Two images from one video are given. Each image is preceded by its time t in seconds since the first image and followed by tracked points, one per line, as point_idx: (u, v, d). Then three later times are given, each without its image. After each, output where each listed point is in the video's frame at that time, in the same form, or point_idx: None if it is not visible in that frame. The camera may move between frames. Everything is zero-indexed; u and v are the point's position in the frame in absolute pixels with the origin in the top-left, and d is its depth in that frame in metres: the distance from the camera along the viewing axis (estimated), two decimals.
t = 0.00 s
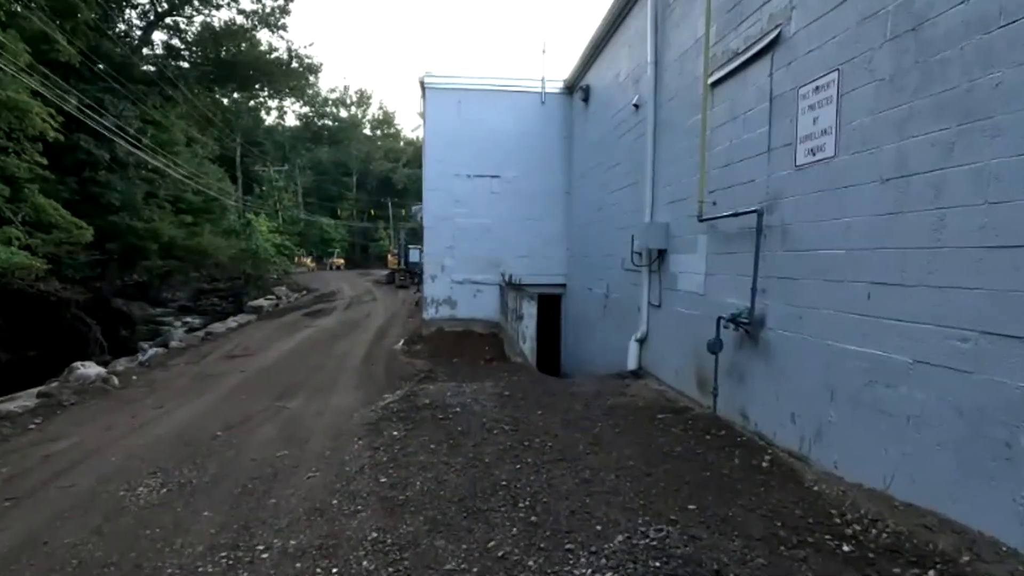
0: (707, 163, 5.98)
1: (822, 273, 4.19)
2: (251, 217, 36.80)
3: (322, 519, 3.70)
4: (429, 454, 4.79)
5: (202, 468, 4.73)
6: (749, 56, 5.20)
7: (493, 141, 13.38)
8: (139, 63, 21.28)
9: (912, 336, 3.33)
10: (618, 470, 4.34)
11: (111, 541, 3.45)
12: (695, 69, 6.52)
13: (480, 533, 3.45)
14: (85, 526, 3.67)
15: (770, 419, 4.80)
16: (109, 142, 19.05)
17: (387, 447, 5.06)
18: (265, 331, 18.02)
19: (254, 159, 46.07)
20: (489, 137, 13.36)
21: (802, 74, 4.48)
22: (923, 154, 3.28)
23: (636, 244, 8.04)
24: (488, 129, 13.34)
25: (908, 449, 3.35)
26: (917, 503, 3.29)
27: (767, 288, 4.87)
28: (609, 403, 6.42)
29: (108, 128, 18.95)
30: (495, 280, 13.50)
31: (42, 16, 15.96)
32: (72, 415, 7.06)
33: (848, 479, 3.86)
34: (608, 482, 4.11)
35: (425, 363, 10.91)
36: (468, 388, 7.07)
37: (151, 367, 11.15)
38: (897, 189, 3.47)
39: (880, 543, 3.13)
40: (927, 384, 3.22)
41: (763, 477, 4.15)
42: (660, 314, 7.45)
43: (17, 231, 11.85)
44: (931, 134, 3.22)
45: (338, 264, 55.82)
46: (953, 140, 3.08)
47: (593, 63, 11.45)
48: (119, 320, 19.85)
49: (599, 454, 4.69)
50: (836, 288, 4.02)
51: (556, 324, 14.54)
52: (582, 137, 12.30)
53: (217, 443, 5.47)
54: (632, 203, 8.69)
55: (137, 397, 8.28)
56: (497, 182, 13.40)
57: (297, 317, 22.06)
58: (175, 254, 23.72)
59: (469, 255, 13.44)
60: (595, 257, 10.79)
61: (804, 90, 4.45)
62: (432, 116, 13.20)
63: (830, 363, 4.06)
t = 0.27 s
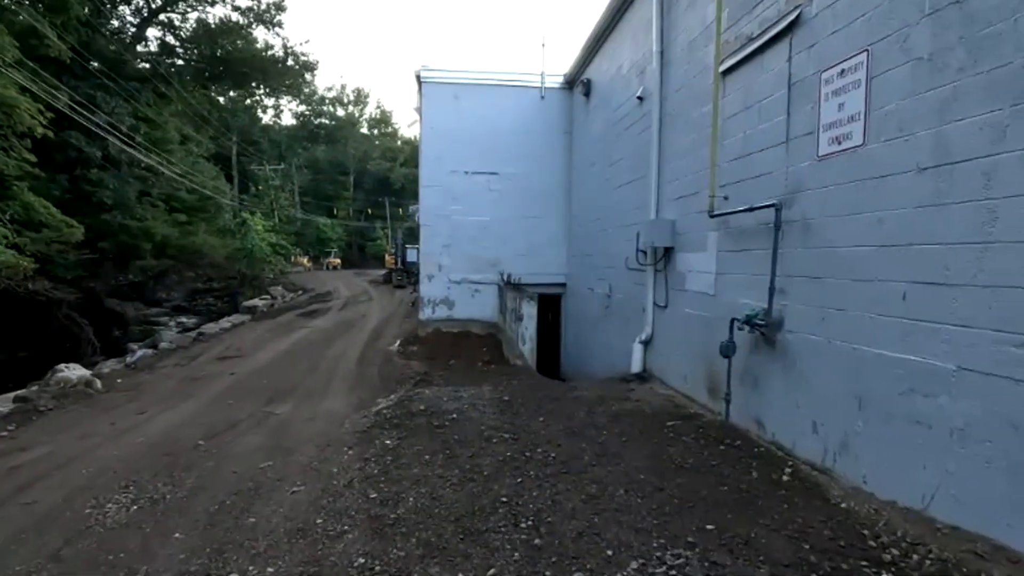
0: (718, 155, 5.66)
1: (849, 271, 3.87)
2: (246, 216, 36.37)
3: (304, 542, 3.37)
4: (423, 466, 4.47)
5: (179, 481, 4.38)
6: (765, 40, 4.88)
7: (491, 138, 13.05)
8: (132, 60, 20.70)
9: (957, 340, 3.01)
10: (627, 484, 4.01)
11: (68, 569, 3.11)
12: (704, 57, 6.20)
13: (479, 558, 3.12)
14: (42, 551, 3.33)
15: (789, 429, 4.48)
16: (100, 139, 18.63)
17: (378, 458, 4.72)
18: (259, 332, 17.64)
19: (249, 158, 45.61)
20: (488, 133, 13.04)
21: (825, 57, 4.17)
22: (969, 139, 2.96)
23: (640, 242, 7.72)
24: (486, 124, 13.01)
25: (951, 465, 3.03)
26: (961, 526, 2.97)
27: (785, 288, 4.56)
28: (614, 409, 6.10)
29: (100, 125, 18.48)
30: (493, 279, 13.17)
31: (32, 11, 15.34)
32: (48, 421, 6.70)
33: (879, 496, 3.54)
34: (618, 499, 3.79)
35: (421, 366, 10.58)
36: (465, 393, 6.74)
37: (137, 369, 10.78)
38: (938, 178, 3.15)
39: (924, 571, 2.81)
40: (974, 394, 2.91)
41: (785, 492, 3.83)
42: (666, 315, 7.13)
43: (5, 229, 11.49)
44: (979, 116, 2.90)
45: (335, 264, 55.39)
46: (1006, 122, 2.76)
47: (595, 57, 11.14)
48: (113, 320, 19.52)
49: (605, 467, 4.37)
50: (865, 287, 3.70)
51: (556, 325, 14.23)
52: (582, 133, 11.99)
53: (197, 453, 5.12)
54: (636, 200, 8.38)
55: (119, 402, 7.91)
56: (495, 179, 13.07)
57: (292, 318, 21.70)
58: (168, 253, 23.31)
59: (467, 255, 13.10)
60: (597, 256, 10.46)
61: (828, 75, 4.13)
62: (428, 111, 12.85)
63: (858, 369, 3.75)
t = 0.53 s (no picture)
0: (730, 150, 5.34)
1: (881, 273, 3.54)
2: (241, 216, 35.89)
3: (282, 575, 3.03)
4: (416, 484, 4.14)
5: (150, 502, 4.03)
6: (783, 25, 4.55)
7: (489, 134, 12.71)
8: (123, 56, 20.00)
9: (1011, 351, 2.69)
10: (638, 506, 3.68)
11: None
12: (714, 46, 5.87)
13: None
14: None
15: (811, 443, 4.15)
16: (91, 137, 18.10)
17: (368, 474, 4.38)
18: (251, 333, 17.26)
19: (245, 157, 45.09)
20: (486, 130, 12.70)
21: (852, 41, 3.84)
22: None
23: (645, 242, 7.39)
24: (484, 121, 12.68)
25: (1005, 491, 2.71)
26: (1017, 559, 2.64)
27: (806, 291, 4.24)
28: (619, 418, 5.77)
29: (91, 122, 17.89)
30: (491, 280, 12.83)
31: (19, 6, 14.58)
32: (21, 431, 6.34)
33: (917, 521, 3.21)
34: (629, 523, 3.46)
35: (417, 369, 10.24)
36: (462, 400, 6.41)
37: (123, 373, 10.40)
38: (989, 169, 2.82)
39: None
40: None
41: (812, 515, 3.50)
42: (673, 318, 6.80)
43: None
44: None
45: (332, 264, 54.93)
46: None
47: (596, 50, 10.80)
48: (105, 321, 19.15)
49: (612, 484, 4.05)
50: (900, 291, 3.37)
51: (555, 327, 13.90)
52: (583, 130, 11.66)
53: (173, 468, 4.77)
54: (640, 198, 8.06)
55: (99, 409, 7.54)
56: (493, 177, 12.73)
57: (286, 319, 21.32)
58: (161, 253, 22.87)
59: (464, 254, 12.76)
60: (599, 256, 10.14)
61: (855, 59, 3.80)
62: (425, 107, 12.50)
63: (891, 381, 3.43)
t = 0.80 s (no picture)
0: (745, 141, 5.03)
1: (921, 274, 3.22)
2: (235, 215, 35.42)
3: None
4: (411, 501, 3.82)
5: (120, 523, 3.69)
6: (806, 6, 4.24)
7: (487, 130, 12.38)
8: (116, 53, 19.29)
9: None
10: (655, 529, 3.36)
11: None
12: (727, 33, 5.56)
13: None
14: None
15: (838, 457, 3.84)
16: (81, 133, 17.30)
17: (359, 490, 4.06)
18: (244, 334, 16.89)
19: (240, 155, 44.55)
20: (484, 126, 12.37)
21: (886, 20, 3.52)
22: None
23: (652, 240, 7.07)
24: (482, 117, 12.35)
25: None
26: None
27: (832, 293, 3.93)
28: (626, 426, 5.45)
29: (82, 119, 17.10)
30: (489, 280, 12.49)
31: None
32: None
33: (965, 549, 2.90)
34: (646, 549, 3.14)
35: (413, 373, 9.91)
36: (460, 407, 6.09)
37: (108, 376, 10.01)
38: None
39: None
40: None
41: (845, 539, 3.19)
42: (681, 320, 6.49)
43: None
44: None
45: (328, 264, 54.45)
46: None
47: (597, 43, 10.48)
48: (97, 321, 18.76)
49: (623, 502, 3.73)
50: (945, 293, 3.06)
51: (555, 328, 13.60)
52: (584, 126, 11.35)
53: (149, 482, 4.43)
54: (645, 195, 7.74)
55: (79, 415, 7.19)
56: (492, 174, 12.41)
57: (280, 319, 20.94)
58: (154, 252, 22.38)
59: (462, 254, 12.43)
60: (601, 256, 9.82)
61: (890, 40, 3.48)
62: (421, 102, 12.16)
63: (932, 392, 3.11)
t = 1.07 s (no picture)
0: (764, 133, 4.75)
1: (970, 273, 2.94)
2: (231, 212, 34.99)
3: None
4: (410, 519, 3.53)
5: (92, 544, 3.39)
6: None
7: (487, 125, 12.08)
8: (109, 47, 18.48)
9: None
10: (676, 552, 3.08)
11: None
12: (744, 19, 5.27)
13: None
14: None
15: (871, 470, 3.57)
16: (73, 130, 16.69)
17: (354, 506, 3.76)
18: (238, 334, 16.53)
19: (236, 152, 44.05)
20: (484, 121, 12.07)
21: None
22: None
23: (660, 238, 6.79)
24: (482, 111, 12.05)
25: None
26: None
27: (863, 294, 3.66)
28: (636, 434, 5.17)
29: (74, 115, 16.34)
30: (488, 278, 12.20)
31: None
32: None
33: None
34: None
35: (411, 375, 9.60)
36: (460, 412, 5.79)
37: (96, 378, 9.67)
38: None
39: None
40: None
41: (886, 563, 2.91)
42: (691, 322, 6.21)
43: None
44: None
45: (325, 262, 54.03)
46: None
47: (601, 35, 10.18)
48: (89, 320, 18.41)
49: (640, 521, 3.44)
50: (999, 295, 2.78)
51: (555, 328, 13.32)
52: (587, 120, 11.06)
53: (127, 497, 4.12)
54: (652, 191, 7.46)
55: (60, 420, 6.86)
56: (491, 171, 12.11)
57: (275, 318, 20.59)
58: (148, 250, 21.97)
59: (461, 252, 12.12)
60: (605, 254, 9.54)
61: (932, 19, 3.20)
62: (419, 96, 11.85)
63: (981, 403, 2.85)
